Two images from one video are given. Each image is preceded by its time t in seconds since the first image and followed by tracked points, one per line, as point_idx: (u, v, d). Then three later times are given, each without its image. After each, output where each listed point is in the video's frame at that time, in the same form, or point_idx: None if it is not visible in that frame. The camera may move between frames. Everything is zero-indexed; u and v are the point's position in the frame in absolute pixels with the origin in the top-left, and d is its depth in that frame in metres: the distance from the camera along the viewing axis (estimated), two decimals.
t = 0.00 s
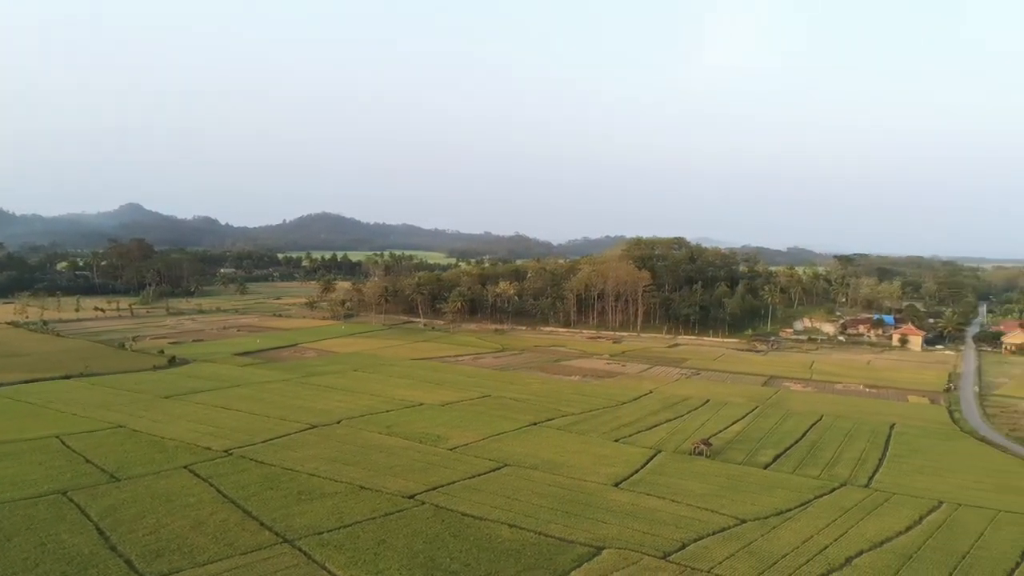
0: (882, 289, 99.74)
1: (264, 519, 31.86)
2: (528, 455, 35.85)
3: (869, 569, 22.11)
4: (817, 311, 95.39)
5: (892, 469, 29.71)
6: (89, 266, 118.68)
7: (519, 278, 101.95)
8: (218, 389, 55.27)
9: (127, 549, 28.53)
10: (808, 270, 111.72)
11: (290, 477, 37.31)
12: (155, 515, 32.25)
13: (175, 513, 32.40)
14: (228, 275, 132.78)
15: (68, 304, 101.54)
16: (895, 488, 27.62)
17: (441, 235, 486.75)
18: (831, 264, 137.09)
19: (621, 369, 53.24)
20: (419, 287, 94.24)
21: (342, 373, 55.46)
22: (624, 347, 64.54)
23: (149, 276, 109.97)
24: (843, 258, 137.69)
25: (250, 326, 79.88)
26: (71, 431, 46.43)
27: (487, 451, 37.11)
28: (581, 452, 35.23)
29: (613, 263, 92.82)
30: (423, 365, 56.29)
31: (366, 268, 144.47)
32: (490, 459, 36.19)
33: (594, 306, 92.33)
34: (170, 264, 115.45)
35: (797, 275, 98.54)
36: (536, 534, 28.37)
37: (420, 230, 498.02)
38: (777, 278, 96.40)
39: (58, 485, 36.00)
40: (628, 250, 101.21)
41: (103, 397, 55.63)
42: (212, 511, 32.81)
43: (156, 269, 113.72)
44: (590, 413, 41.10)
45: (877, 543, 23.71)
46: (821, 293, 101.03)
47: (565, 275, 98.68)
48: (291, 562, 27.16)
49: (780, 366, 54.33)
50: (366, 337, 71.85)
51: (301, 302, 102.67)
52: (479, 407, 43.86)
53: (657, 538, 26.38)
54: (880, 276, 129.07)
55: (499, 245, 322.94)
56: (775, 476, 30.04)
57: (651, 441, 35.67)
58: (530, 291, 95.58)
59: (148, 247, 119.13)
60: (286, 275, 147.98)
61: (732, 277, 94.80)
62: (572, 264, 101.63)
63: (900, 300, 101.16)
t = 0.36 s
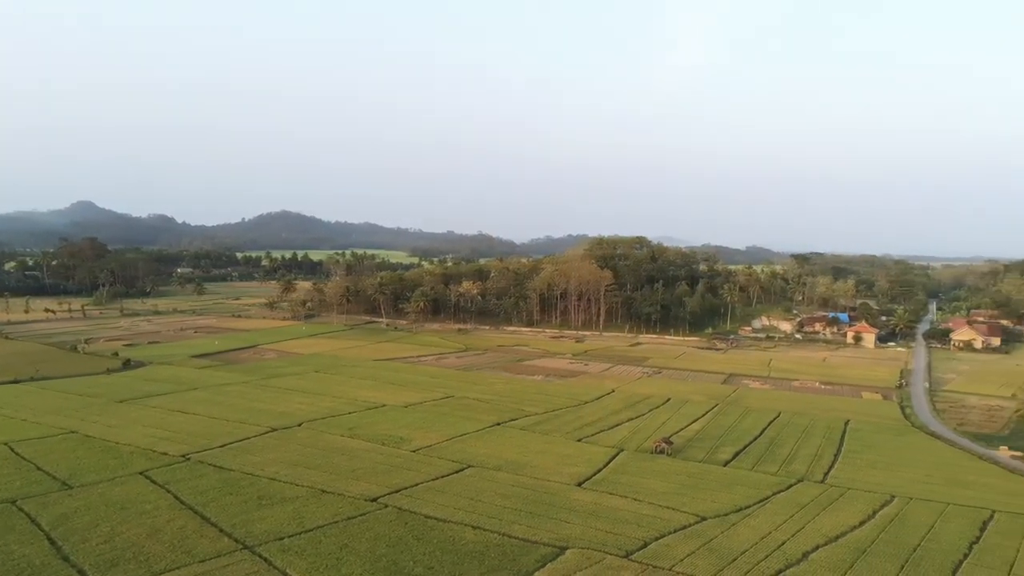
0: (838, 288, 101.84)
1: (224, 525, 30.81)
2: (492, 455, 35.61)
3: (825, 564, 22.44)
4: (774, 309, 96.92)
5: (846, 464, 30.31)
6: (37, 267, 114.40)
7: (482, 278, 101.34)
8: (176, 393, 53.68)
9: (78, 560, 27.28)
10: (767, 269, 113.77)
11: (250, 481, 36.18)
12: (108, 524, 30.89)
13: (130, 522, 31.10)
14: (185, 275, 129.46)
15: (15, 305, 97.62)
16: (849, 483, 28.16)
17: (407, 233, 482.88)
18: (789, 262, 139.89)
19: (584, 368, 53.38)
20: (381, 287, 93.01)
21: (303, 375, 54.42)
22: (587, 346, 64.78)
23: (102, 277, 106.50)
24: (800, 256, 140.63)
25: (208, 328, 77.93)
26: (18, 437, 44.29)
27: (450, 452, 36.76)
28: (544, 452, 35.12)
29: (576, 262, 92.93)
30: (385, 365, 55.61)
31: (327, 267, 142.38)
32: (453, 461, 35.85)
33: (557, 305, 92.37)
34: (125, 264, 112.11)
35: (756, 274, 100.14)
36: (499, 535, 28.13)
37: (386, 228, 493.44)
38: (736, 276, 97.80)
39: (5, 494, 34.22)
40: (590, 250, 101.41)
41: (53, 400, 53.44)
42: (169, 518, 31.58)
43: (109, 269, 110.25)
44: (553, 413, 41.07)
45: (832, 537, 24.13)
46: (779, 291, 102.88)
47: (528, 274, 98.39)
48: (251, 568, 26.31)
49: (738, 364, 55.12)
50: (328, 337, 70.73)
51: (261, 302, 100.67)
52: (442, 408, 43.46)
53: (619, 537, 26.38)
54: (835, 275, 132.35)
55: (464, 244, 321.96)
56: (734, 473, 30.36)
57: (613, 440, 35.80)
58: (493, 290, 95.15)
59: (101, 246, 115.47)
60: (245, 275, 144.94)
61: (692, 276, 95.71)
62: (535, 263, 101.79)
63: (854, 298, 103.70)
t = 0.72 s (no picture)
0: (791, 286, 103.88)
1: (178, 533, 29.60)
2: (452, 456, 35.29)
3: (779, 559, 22.75)
4: (729, 307, 98.44)
5: (799, 459, 30.89)
6: None
7: (441, 277, 100.50)
8: (126, 396, 51.72)
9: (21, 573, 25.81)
10: (722, 268, 115.73)
11: (204, 487, 34.91)
12: (54, 535, 29.30)
13: (77, 532, 29.59)
14: (135, 275, 125.40)
15: None
16: (802, 478, 28.67)
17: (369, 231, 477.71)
18: (743, 260, 142.52)
19: (544, 367, 53.45)
20: (339, 287, 91.47)
21: (258, 377, 53.14)
22: (547, 345, 64.94)
23: (47, 277, 102.39)
24: (754, 255, 143.41)
25: (159, 329, 75.59)
26: None
27: (410, 454, 36.30)
28: (504, 452, 34.98)
29: (535, 261, 92.91)
30: (343, 366, 54.75)
31: (284, 267, 139.72)
32: (413, 462, 35.39)
33: (516, 304, 92.25)
34: (71, 264, 108.10)
35: (711, 274, 101.70)
36: (459, 537, 27.79)
37: (347, 225, 487.30)
38: (692, 275, 99.15)
39: None
40: (550, 249, 101.53)
41: None
42: (120, 527, 30.18)
43: (55, 269, 106.06)
44: (513, 413, 40.96)
45: (786, 531, 24.52)
46: (734, 290, 104.67)
47: (488, 273, 97.93)
48: None
49: (694, 362, 55.82)
50: (285, 339, 69.29)
51: (215, 302, 98.20)
52: (401, 409, 42.94)
53: (579, 537, 26.35)
54: (788, 273, 135.19)
55: (426, 242, 319.81)
56: (691, 470, 30.64)
57: (573, 439, 35.82)
58: (453, 289, 94.46)
59: (45, 244, 110.94)
60: (198, 275, 141.22)
61: (650, 275, 96.53)
62: (494, 263, 101.58)
63: (806, 296, 106.18)
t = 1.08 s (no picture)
0: (745, 285, 105.72)
1: (128, 542, 28.24)
2: (411, 458, 34.84)
3: (733, 555, 23.02)
4: (686, 306, 99.81)
5: (754, 456, 31.37)
6: None
7: (399, 277, 99.43)
8: (71, 401, 49.62)
9: None
10: (678, 267, 117.31)
11: (156, 494, 33.46)
12: None
13: (20, 544, 27.90)
14: (82, 275, 121.05)
15: None
16: (756, 474, 29.11)
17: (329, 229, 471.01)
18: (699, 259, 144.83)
19: (503, 367, 53.35)
20: (295, 287, 89.72)
21: (213, 380, 51.71)
22: (506, 344, 64.89)
23: None
24: (709, 254, 145.71)
25: (108, 331, 73.04)
26: None
27: (368, 457, 35.71)
28: (463, 454, 34.72)
29: (493, 261, 92.65)
30: (300, 368, 53.72)
31: (239, 266, 136.69)
32: (371, 465, 34.80)
33: (475, 304, 91.90)
34: (14, 264, 103.70)
35: (667, 273, 102.93)
36: (418, 540, 27.35)
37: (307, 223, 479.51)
38: (649, 274, 100.23)
39: None
40: (508, 248, 101.42)
41: None
42: (67, 538, 28.60)
43: None
44: (472, 413, 40.72)
45: (740, 527, 24.83)
46: (689, 289, 106.15)
47: (446, 273, 97.27)
48: None
49: (651, 360, 56.33)
50: (240, 340, 67.66)
51: (167, 303, 95.46)
52: (359, 411, 42.28)
53: (538, 537, 26.22)
54: (742, 271, 137.88)
55: (386, 241, 316.82)
56: (648, 469, 30.83)
57: (531, 439, 35.76)
58: (411, 289, 93.56)
59: None
60: (149, 275, 137.15)
61: (607, 274, 97.16)
62: (453, 262, 100.99)
63: (759, 294, 108.39)
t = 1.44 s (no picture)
0: (700, 285, 107.30)
1: (75, 554, 26.73)
2: (368, 461, 34.31)
3: (689, 552, 23.20)
4: (643, 304, 100.74)
5: (709, 453, 31.77)
6: None
7: (357, 277, 98.09)
8: (13, 406, 47.32)
9: None
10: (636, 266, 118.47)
11: (104, 502, 31.84)
12: None
13: None
14: (24, 275, 116.16)
15: None
16: (711, 472, 29.44)
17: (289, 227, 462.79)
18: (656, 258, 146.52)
19: (462, 367, 53.07)
20: (250, 287, 87.70)
21: (164, 384, 50.08)
22: (465, 344, 64.62)
23: None
24: (666, 254, 147.51)
25: (53, 334, 70.24)
26: None
27: (325, 460, 35.02)
28: (421, 455, 34.37)
29: (452, 260, 92.13)
30: (255, 370, 52.52)
31: (191, 266, 133.18)
32: (329, 469, 34.11)
33: (434, 304, 91.30)
34: None
35: (624, 272, 103.82)
36: (376, 544, 26.78)
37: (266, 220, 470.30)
38: (607, 273, 100.93)
39: None
40: (467, 249, 101.03)
41: None
42: (8, 551, 26.87)
43: None
44: (430, 415, 40.38)
45: (696, 524, 25.06)
46: (646, 288, 107.32)
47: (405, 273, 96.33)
48: None
49: (608, 359, 56.66)
50: (193, 342, 65.83)
51: (116, 304, 92.35)
52: (316, 414, 41.49)
53: (497, 538, 26.00)
54: (698, 270, 139.92)
55: (346, 240, 312.77)
56: (606, 468, 30.93)
57: (490, 440, 35.58)
58: (369, 289, 92.36)
59: None
60: (96, 275, 132.61)
61: (566, 274, 97.61)
62: (411, 262, 100.00)
63: (714, 293, 110.20)
